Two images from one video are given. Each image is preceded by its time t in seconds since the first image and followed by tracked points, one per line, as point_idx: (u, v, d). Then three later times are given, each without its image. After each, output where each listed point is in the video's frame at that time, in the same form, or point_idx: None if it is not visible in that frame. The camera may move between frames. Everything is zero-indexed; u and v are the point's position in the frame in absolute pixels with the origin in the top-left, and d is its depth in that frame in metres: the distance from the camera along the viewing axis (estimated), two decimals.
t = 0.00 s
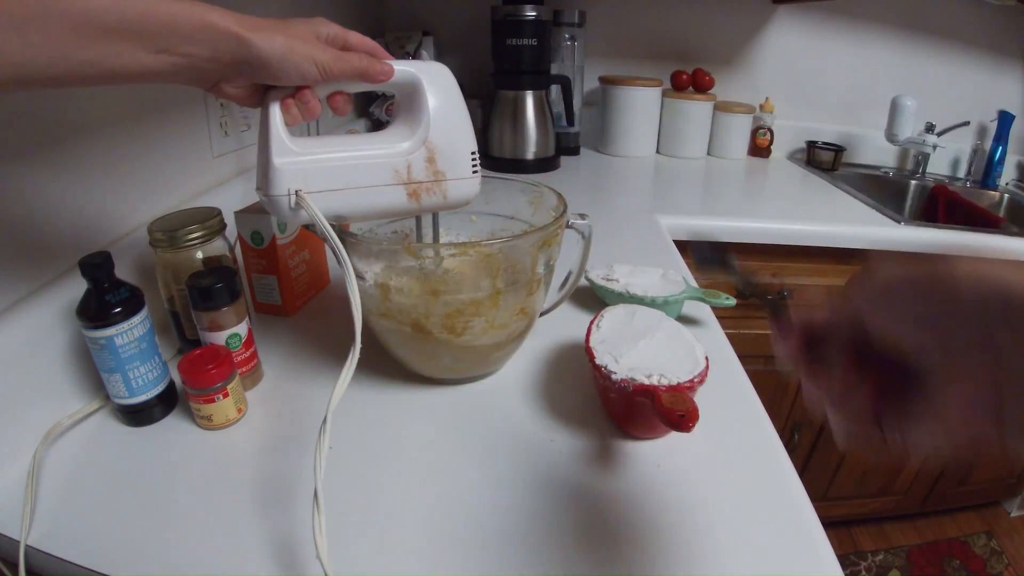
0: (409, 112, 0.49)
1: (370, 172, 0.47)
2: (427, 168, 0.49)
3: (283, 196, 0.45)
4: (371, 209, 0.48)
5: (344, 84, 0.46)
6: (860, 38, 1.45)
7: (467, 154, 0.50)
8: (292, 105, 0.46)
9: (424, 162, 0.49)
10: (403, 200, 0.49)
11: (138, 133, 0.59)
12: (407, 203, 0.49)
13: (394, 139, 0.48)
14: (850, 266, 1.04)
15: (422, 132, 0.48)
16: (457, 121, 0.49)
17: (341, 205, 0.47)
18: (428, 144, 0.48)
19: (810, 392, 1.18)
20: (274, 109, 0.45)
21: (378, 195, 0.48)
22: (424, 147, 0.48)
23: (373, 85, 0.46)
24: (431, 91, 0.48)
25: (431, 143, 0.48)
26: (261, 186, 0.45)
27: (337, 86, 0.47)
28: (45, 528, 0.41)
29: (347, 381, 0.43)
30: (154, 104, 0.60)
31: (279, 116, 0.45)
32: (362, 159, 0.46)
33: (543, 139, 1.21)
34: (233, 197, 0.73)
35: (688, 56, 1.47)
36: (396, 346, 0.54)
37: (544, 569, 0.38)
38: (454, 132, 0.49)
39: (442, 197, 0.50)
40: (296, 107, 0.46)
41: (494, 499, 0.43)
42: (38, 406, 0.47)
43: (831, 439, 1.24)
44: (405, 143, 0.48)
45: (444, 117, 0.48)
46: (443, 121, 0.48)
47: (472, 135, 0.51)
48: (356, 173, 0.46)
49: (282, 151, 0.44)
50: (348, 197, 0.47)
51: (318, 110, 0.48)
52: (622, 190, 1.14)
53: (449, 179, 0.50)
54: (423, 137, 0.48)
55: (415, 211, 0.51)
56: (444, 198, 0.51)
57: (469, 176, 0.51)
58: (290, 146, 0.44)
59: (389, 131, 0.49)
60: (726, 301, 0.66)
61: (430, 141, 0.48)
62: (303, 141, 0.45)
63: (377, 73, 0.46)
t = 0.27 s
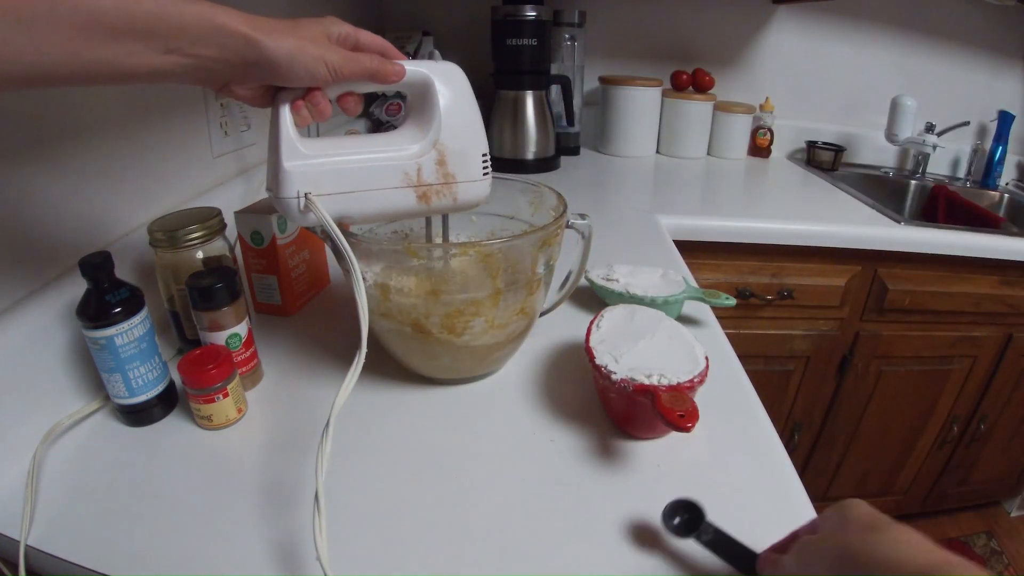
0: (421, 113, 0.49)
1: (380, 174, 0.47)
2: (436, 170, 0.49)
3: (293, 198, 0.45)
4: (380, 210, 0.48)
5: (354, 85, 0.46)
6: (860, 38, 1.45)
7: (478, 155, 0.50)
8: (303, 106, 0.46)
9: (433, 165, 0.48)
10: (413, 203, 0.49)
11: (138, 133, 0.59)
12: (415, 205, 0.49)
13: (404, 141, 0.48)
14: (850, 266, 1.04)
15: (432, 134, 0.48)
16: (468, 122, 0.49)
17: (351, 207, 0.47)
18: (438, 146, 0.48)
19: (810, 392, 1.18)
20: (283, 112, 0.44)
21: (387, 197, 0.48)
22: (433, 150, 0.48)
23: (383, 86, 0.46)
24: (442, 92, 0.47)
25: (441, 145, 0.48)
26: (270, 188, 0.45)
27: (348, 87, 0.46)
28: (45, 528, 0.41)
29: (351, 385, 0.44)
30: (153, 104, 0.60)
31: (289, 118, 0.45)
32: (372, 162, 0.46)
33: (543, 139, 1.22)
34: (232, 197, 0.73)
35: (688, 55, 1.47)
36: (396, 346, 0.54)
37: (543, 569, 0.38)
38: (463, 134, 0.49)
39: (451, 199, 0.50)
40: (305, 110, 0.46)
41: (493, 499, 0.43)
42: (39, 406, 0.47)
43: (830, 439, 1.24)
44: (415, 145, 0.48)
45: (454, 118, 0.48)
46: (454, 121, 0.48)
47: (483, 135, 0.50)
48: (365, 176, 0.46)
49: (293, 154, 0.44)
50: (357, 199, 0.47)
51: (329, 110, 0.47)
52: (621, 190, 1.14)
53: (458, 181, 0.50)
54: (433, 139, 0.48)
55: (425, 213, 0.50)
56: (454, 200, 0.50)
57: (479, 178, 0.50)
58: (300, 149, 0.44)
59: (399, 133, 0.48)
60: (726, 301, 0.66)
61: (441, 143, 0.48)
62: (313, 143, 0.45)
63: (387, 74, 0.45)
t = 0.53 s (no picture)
0: (439, 114, 0.49)
1: (400, 177, 0.47)
2: (455, 172, 0.48)
3: (316, 202, 0.44)
4: (400, 213, 0.48)
5: (375, 87, 0.46)
6: (860, 38, 1.45)
7: (494, 157, 0.50)
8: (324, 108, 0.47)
9: (453, 167, 0.48)
10: (432, 205, 0.49)
11: (138, 134, 0.59)
12: (435, 207, 0.49)
13: (424, 143, 0.48)
14: (850, 266, 1.04)
15: (452, 137, 0.48)
16: (484, 124, 0.49)
17: (370, 210, 0.47)
18: (457, 148, 0.48)
19: (810, 392, 1.18)
20: (305, 116, 0.44)
21: (408, 200, 0.48)
22: (453, 152, 0.48)
23: (404, 86, 0.46)
24: (460, 94, 0.47)
25: (460, 148, 0.48)
26: (293, 192, 0.45)
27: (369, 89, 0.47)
28: (45, 528, 0.41)
29: (374, 389, 0.41)
30: (153, 105, 0.60)
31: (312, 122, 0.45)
32: (394, 165, 0.46)
33: (543, 139, 1.21)
34: (232, 197, 0.73)
35: (688, 55, 1.47)
36: (396, 347, 0.54)
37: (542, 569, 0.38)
38: (481, 135, 0.49)
39: (469, 201, 0.50)
40: (326, 111, 0.48)
41: (492, 499, 0.43)
42: (39, 406, 0.47)
43: (831, 440, 1.24)
44: (435, 147, 0.48)
45: (472, 120, 0.48)
46: (471, 123, 0.48)
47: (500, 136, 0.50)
48: (386, 179, 0.46)
49: (316, 158, 0.44)
50: (378, 203, 0.47)
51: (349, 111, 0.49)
52: (621, 190, 1.14)
53: (477, 183, 0.49)
54: (452, 142, 0.48)
55: (443, 214, 0.50)
56: (471, 202, 0.50)
57: (496, 179, 0.50)
58: (321, 153, 0.44)
59: (417, 135, 0.48)
60: (726, 301, 0.66)
61: (459, 145, 0.48)
62: (334, 147, 0.45)
63: (408, 75, 0.45)
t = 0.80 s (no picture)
0: (486, 114, 0.49)
1: (451, 178, 0.47)
2: (502, 173, 0.49)
3: (369, 203, 0.45)
4: (450, 213, 0.48)
5: (429, 86, 0.47)
6: (860, 38, 1.45)
7: (539, 157, 0.50)
8: (378, 108, 0.46)
9: (500, 167, 0.48)
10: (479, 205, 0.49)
11: (136, 133, 0.59)
12: (481, 207, 0.49)
13: (474, 143, 0.48)
14: (850, 266, 1.04)
15: (500, 137, 0.48)
16: (530, 124, 0.49)
17: (421, 211, 0.47)
18: (505, 149, 0.48)
19: (810, 392, 1.18)
20: (359, 118, 0.45)
21: (457, 201, 0.48)
22: (501, 152, 0.48)
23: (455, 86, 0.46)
24: (508, 93, 0.48)
25: (508, 148, 0.48)
26: (347, 193, 0.46)
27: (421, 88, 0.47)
28: (45, 528, 0.41)
29: (417, 394, 0.42)
30: (153, 104, 0.60)
31: (365, 122, 0.45)
32: (445, 166, 0.46)
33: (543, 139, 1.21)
34: (233, 197, 0.73)
35: (688, 56, 1.47)
36: (395, 346, 0.54)
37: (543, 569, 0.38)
38: (527, 136, 0.49)
39: (513, 201, 0.50)
40: (382, 111, 0.47)
41: (492, 499, 0.43)
42: (39, 406, 0.47)
43: (830, 439, 1.23)
44: (484, 148, 0.48)
45: (520, 121, 0.48)
46: (520, 124, 0.48)
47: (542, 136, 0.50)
48: (438, 180, 0.46)
49: (371, 159, 0.44)
50: (429, 203, 0.47)
51: (403, 110, 0.48)
52: (621, 190, 1.14)
53: (521, 183, 0.50)
54: (500, 142, 0.48)
55: (489, 214, 0.50)
56: (516, 202, 0.50)
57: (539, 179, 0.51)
58: (376, 154, 0.45)
59: (468, 135, 0.49)
60: (726, 301, 0.66)
61: (508, 146, 0.48)
62: (386, 148, 0.46)
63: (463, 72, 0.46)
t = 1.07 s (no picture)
0: (478, 118, 0.50)
1: (435, 182, 0.48)
2: (491, 177, 0.50)
3: (351, 206, 0.46)
4: (436, 216, 0.50)
5: (414, 88, 0.47)
6: (860, 38, 1.45)
7: (532, 159, 0.51)
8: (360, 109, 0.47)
9: (489, 172, 0.50)
10: (467, 208, 0.50)
11: (136, 133, 0.59)
12: (469, 210, 0.50)
13: (463, 148, 0.49)
14: (850, 266, 1.04)
15: (489, 141, 0.49)
16: (522, 129, 0.50)
17: (405, 214, 0.48)
18: (494, 153, 0.49)
19: (810, 392, 1.18)
20: (342, 119, 0.45)
21: (442, 204, 0.49)
22: (490, 157, 0.49)
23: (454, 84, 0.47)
24: (500, 98, 0.49)
25: (497, 153, 0.49)
26: (329, 196, 0.47)
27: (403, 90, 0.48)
28: (45, 528, 0.41)
29: (402, 398, 0.43)
30: (152, 104, 0.60)
31: (348, 122, 0.46)
32: (429, 171, 0.48)
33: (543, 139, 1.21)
34: (232, 197, 0.73)
35: (688, 56, 1.47)
36: (394, 346, 0.54)
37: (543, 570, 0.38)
38: (517, 140, 0.50)
39: (503, 205, 0.51)
40: (364, 113, 0.47)
41: (492, 499, 0.43)
42: (39, 406, 0.47)
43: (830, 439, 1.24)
44: (472, 152, 0.49)
45: (510, 125, 0.49)
46: (512, 129, 0.49)
47: (535, 140, 0.51)
48: (423, 184, 0.48)
49: (355, 162, 0.45)
50: (413, 206, 0.48)
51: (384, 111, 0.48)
52: (622, 190, 1.14)
53: (510, 187, 0.51)
54: (489, 146, 0.49)
55: (477, 217, 0.52)
56: (506, 205, 0.52)
57: (531, 183, 0.52)
58: (360, 158, 0.46)
59: (457, 139, 0.50)
60: (727, 301, 0.66)
61: (498, 150, 0.49)
62: (372, 152, 0.47)
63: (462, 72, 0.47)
